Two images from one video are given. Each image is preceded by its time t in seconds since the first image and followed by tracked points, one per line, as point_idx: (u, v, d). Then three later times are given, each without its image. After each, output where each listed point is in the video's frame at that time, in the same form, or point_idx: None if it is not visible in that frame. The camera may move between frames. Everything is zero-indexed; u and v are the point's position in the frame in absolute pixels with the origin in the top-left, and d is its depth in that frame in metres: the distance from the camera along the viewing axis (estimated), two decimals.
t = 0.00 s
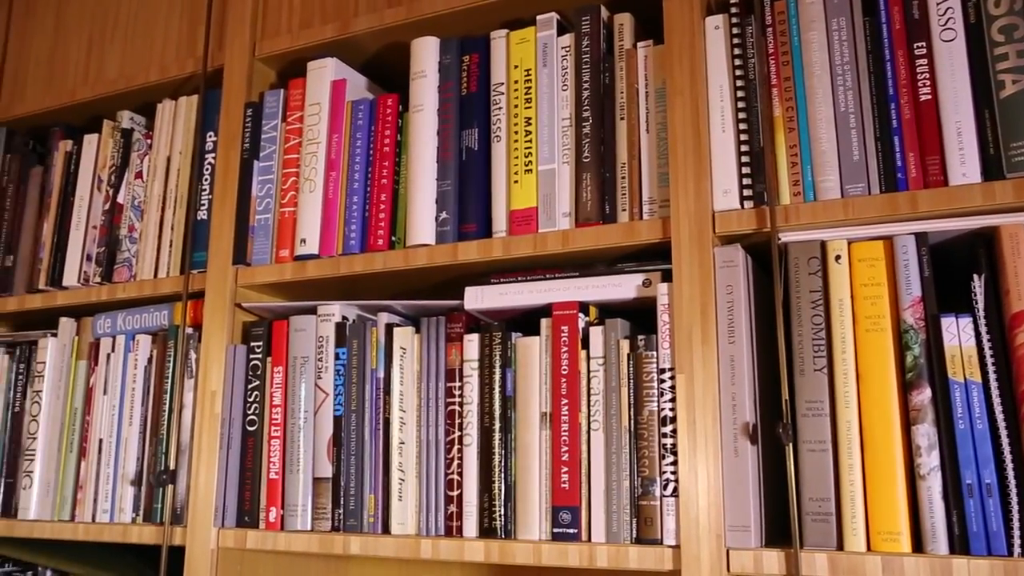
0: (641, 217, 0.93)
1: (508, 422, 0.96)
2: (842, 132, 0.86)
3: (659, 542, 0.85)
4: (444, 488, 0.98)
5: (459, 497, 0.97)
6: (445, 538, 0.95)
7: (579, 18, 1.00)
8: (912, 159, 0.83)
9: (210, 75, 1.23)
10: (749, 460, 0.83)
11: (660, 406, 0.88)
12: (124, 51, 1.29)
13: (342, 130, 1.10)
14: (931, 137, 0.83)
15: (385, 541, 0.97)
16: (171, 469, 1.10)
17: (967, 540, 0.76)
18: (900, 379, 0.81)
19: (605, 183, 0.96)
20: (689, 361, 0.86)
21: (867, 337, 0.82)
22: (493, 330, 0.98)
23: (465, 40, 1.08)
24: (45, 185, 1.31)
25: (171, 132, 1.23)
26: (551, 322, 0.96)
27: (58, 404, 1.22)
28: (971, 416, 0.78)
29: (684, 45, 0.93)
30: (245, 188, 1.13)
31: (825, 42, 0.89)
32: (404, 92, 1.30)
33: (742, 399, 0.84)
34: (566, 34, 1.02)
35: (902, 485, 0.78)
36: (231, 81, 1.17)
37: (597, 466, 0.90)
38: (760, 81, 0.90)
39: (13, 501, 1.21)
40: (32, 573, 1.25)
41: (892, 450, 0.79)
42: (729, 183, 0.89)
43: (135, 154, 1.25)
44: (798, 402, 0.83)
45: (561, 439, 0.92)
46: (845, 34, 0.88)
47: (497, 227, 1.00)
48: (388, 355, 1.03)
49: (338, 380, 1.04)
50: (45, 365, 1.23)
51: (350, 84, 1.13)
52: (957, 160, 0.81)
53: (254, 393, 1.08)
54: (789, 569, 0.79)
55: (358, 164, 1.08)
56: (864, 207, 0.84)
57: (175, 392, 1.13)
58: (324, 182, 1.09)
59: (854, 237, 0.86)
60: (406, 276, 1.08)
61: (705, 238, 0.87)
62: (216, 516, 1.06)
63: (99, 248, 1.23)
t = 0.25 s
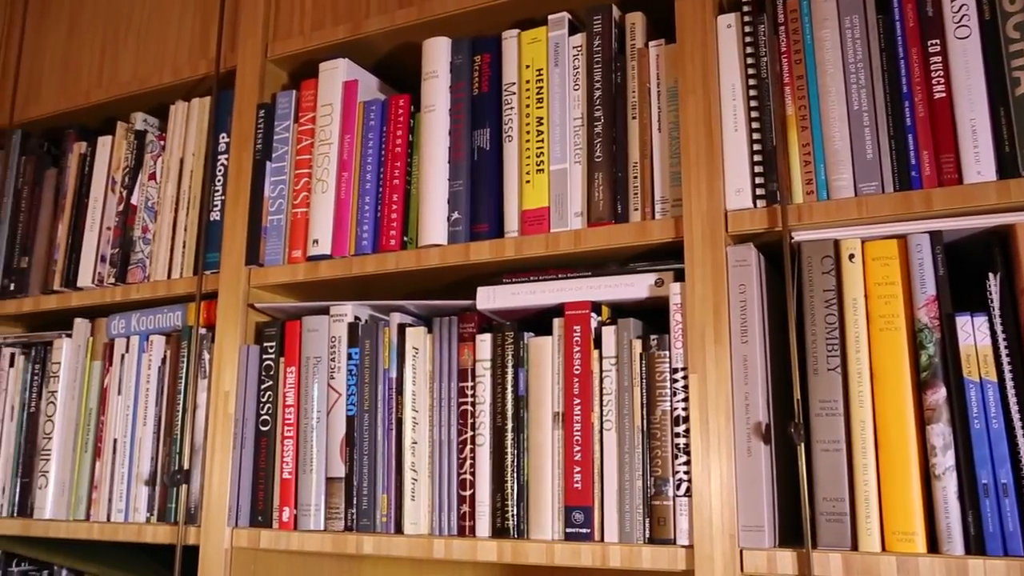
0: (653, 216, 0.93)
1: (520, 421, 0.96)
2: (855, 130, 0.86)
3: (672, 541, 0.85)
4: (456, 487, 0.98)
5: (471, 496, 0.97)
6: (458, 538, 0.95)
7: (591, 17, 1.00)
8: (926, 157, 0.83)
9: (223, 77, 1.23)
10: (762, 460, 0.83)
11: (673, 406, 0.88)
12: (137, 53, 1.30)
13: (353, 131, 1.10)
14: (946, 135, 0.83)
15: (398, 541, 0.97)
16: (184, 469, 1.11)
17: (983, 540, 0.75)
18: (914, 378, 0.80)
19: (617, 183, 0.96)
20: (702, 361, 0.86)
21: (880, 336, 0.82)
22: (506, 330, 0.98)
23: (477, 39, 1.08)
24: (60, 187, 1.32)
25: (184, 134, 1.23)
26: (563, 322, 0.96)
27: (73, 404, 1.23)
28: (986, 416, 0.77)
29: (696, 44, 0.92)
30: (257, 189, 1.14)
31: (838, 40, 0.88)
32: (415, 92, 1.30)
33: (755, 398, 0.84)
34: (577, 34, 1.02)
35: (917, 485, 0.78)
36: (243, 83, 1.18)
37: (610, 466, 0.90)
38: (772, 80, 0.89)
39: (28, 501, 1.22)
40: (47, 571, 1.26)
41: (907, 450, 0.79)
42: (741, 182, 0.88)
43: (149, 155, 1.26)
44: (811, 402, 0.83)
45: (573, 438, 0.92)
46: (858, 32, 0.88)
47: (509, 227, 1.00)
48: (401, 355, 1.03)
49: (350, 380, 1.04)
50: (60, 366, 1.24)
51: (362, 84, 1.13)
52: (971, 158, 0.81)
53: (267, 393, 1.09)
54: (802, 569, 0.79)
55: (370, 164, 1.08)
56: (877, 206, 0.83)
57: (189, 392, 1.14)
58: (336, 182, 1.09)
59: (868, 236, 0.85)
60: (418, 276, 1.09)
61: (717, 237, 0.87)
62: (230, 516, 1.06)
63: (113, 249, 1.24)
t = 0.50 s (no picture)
0: (665, 216, 0.93)
1: (532, 421, 0.96)
2: (868, 128, 0.86)
3: (685, 541, 0.85)
4: (469, 487, 0.98)
5: (484, 496, 0.97)
6: (471, 538, 0.95)
7: (602, 17, 1.00)
8: (941, 155, 0.83)
9: (235, 78, 1.24)
10: (776, 460, 0.82)
11: (686, 406, 0.87)
12: (150, 55, 1.30)
13: (365, 131, 1.10)
14: (960, 133, 0.82)
15: (411, 541, 0.97)
16: (198, 469, 1.12)
17: (999, 540, 0.75)
18: (929, 377, 0.80)
19: (629, 182, 0.96)
20: (715, 359, 0.85)
21: (895, 335, 0.81)
22: (518, 330, 0.98)
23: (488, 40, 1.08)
24: (74, 189, 1.33)
25: (197, 135, 1.24)
26: (575, 322, 0.95)
27: (88, 404, 1.24)
28: (1002, 415, 0.77)
29: (708, 43, 0.92)
30: (269, 190, 1.14)
31: (851, 38, 0.88)
32: (426, 92, 1.30)
33: (768, 398, 0.83)
34: (589, 33, 1.02)
35: (932, 485, 0.78)
36: (256, 84, 1.18)
37: (622, 466, 0.90)
38: (785, 78, 0.89)
39: (44, 501, 1.22)
40: (63, 571, 1.27)
41: (922, 449, 0.78)
42: (753, 180, 0.88)
43: (162, 156, 1.26)
44: (825, 401, 0.83)
45: (586, 438, 0.92)
46: (871, 30, 0.87)
47: (521, 226, 1.00)
48: (413, 355, 1.03)
49: (363, 380, 1.05)
50: (75, 366, 1.25)
51: (374, 85, 1.13)
52: (987, 156, 0.80)
53: (280, 394, 1.09)
54: (816, 569, 0.79)
55: (382, 165, 1.09)
56: (890, 204, 0.83)
57: (202, 392, 1.14)
58: (348, 183, 1.10)
59: (881, 234, 0.85)
60: (430, 276, 1.09)
61: (730, 236, 0.87)
62: (244, 515, 1.07)
63: (127, 250, 1.25)
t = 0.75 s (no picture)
0: (677, 216, 0.93)
1: (545, 422, 0.96)
2: (882, 126, 0.85)
3: (698, 541, 0.85)
4: (481, 487, 0.98)
5: (496, 496, 0.97)
6: (483, 537, 0.95)
7: (613, 16, 1.00)
8: (955, 153, 0.82)
9: (247, 80, 1.24)
10: (789, 460, 0.82)
11: (698, 406, 0.87)
12: (163, 57, 1.31)
13: (377, 132, 1.11)
14: (975, 130, 0.82)
15: (423, 541, 0.97)
16: (212, 469, 1.12)
17: (1015, 541, 0.74)
18: (943, 376, 0.79)
19: (641, 181, 0.96)
20: (727, 359, 0.85)
21: (909, 335, 0.81)
22: (530, 330, 0.98)
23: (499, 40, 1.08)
24: (88, 190, 1.33)
25: (209, 137, 1.24)
26: (587, 321, 0.95)
27: (102, 404, 1.24)
28: (1018, 415, 0.76)
29: (719, 42, 0.92)
30: (281, 191, 1.14)
31: (863, 36, 0.88)
32: (438, 92, 1.30)
33: (781, 397, 0.83)
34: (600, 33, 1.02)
35: (947, 485, 0.77)
36: (267, 85, 1.19)
37: (635, 466, 0.90)
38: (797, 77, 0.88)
39: (59, 500, 1.23)
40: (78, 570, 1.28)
41: (936, 449, 0.78)
42: (766, 179, 0.88)
43: (175, 158, 1.27)
44: (838, 401, 0.82)
45: (598, 438, 0.92)
46: (884, 27, 0.87)
47: (533, 226, 1.00)
48: (425, 355, 1.03)
49: (375, 380, 1.05)
50: (89, 367, 1.25)
51: (385, 86, 1.13)
52: (1001, 154, 0.80)
53: (293, 394, 1.10)
54: (830, 570, 0.78)
55: (393, 165, 1.09)
56: (904, 202, 0.82)
57: (215, 393, 1.15)
58: (359, 183, 1.10)
59: (894, 233, 0.84)
60: (442, 276, 1.09)
61: (742, 235, 0.87)
62: (257, 515, 1.07)
63: (140, 251, 1.25)
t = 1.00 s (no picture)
0: (690, 215, 0.93)
1: (557, 421, 0.96)
2: (896, 124, 0.85)
3: (711, 541, 0.85)
4: (494, 487, 0.98)
5: (509, 496, 0.97)
6: (496, 537, 0.95)
7: (624, 15, 1.00)
8: (970, 150, 0.81)
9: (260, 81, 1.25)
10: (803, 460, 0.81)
11: (711, 405, 0.87)
12: (176, 59, 1.31)
13: (388, 133, 1.11)
14: (990, 127, 0.81)
15: (436, 540, 0.97)
16: (225, 469, 1.13)
17: None
18: (959, 376, 0.79)
19: (653, 181, 0.95)
20: (740, 357, 0.85)
21: (924, 334, 0.80)
22: (542, 330, 0.98)
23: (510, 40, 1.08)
24: (102, 192, 1.34)
25: (222, 138, 1.25)
26: (600, 321, 0.95)
27: (117, 405, 1.25)
28: None
29: (731, 41, 0.92)
30: (294, 192, 1.15)
31: (877, 33, 0.87)
32: (449, 92, 1.30)
33: (795, 396, 0.83)
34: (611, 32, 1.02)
35: (963, 485, 0.77)
36: (279, 87, 1.19)
37: (648, 465, 0.90)
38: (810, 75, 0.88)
39: (75, 500, 1.24)
40: (94, 570, 1.29)
41: (952, 449, 0.77)
42: (778, 178, 0.87)
43: (188, 159, 1.27)
44: (853, 400, 0.82)
45: (611, 437, 0.92)
46: (898, 24, 0.86)
47: (545, 226, 1.00)
48: (437, 355, 1.04)
49: (388, 380, 1.05)
50: (104, 368, 1.26)
51: (396, 87, 1.13)
52: (1017, 151, 0.79)
53: (306, 394, 1.10)
54: (846, 570, 0.78)
55: (405, 166, 1.09)
56: (918, 201, 0.82)
57: (229, 393, 1.15)
58: (371, 184, 1.10)
59: (910, 231, 0.84)
60: (454, 277, 1.09)
61: (755, 234, 0.86)
62: (271, 514, 1.08)
63: (154, 252, 1.26)
